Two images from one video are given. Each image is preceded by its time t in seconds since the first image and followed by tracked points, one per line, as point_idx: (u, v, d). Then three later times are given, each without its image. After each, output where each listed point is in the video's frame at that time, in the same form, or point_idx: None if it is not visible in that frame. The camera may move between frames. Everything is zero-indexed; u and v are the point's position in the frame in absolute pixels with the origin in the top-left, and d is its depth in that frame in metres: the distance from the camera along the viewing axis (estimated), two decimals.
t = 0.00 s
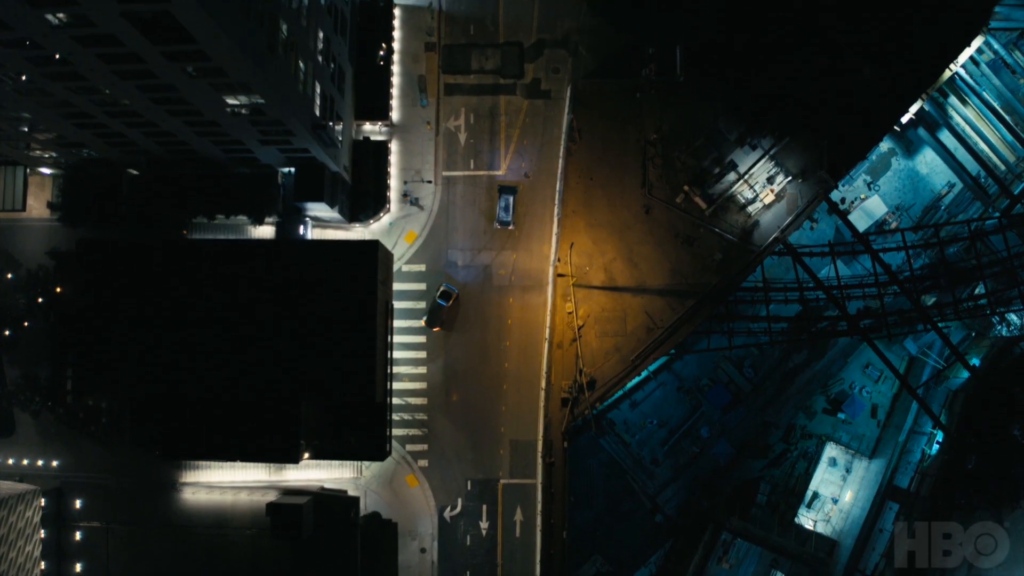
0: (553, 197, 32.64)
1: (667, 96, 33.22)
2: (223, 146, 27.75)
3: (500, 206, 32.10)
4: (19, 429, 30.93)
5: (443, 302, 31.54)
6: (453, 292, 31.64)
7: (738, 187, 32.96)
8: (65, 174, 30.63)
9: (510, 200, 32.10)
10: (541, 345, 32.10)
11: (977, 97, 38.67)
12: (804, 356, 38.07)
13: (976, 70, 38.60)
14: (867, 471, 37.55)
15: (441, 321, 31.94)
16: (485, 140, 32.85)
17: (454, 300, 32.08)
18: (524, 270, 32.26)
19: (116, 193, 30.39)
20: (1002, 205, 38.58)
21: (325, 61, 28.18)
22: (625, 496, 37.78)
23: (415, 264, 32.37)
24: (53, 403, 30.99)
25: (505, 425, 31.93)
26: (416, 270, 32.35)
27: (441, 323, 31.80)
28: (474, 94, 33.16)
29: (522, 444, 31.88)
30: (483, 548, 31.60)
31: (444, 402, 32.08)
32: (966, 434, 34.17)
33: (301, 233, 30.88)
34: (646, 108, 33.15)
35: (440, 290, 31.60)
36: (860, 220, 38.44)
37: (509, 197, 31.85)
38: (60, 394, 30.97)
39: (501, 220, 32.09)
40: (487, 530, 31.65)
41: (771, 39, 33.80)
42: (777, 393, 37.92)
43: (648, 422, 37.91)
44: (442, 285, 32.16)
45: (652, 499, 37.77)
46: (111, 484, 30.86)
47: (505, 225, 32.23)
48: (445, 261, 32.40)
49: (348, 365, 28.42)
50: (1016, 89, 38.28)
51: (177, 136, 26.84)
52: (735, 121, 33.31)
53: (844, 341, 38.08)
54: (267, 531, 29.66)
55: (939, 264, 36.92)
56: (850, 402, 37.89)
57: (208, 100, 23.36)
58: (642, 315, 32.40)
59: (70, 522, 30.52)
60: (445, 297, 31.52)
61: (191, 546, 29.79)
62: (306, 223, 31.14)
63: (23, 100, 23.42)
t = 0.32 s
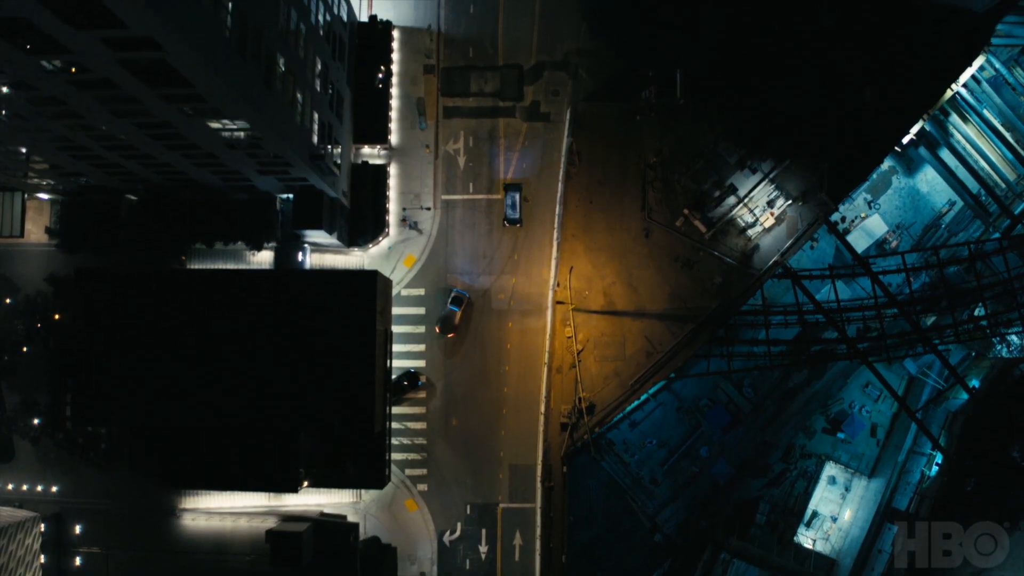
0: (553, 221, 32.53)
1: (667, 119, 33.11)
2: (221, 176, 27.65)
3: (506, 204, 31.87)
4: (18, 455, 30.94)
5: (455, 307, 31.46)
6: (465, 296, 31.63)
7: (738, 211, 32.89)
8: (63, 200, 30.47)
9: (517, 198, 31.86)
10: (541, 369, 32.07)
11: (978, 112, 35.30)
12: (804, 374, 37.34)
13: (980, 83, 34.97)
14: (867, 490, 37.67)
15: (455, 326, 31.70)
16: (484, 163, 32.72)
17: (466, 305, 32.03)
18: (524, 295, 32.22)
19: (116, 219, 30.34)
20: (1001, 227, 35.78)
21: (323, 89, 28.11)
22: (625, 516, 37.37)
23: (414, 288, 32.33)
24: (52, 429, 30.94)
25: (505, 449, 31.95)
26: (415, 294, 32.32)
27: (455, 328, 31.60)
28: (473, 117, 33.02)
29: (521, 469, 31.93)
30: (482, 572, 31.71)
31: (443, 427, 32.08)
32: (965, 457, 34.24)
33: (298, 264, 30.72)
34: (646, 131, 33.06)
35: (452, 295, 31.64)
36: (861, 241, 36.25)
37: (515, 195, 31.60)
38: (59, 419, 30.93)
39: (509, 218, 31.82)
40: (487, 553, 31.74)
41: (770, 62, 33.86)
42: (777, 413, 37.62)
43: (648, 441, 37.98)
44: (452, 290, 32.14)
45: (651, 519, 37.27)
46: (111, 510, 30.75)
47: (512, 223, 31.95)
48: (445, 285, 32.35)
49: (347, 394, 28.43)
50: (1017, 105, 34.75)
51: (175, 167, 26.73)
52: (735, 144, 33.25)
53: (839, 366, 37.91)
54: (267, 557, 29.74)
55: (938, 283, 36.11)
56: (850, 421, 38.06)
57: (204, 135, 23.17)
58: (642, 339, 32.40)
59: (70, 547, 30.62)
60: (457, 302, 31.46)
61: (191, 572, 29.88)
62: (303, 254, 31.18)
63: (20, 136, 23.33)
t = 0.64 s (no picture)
0: (551, 249, 32.44)
1: (666, 146, 33.01)
2: (219, 211, 27.55)
3: (512, 204, 31.71)
4: (18, 486, 30.96)
5: (462, 314, 31.36)
6: (472, 302, 31.53)
7: (737, 239, 32.79)
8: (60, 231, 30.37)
9: (521, 197, 31.67)
10: (540, 398, 32.07)
11: (978, 133, 34.03)
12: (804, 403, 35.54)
13: (977, 107, 34.04)
14: (865, 514, 36.39)
15: (463, 333, 31.69)
16: (483, 192, 32.63)
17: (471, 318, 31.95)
18: (522, 325, 32.20)
19: (114, 250, 30.29)
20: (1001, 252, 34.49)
21: (321, 121, 27.97)
22: (624, 538, 37.29)
23: (412, 316, 32.25)
24: (52, 460, 30.97)
25: (504, 479, 31.99)
26: (413, 323, 32.23)
27: (463, 334, 31.53)
28: (471, 144, 32.88)
29: (520, 498, 31.99)
30: None
31: (441, 457, 32.06)
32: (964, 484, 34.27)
33: (297, 296, 30.83)
34: (645, 159, 32.92)
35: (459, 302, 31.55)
36: (860, 264, 32.37)
37: (519, 194, 31.41)
38: (58, 450, 30.98)
39: (514, 217, 31.81)
40: None
41: (770, 89, 33.81)
42: (776, 436, 36.33)
43: (646, 464, 37.49)
44: (459, 298, 32.09)
45: (649, 544, 37.14)
46: (111, 540, 30.90)
47: (519, 222, 31.92)
48: (443, 313, 32.24)
49: (346, 428, 28.44)
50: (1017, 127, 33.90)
51: (172, 203, 26.64)
52: (735, 171, 33.15)
53: (838, 392, 35.72)
54: None
55: (937, 307, 34.80)
56: (849, 445, 36.34)
57: (201, 177, 23.06)
58: (640, 368, 32.42)
59: None
60: (464, 309, 31.35)
61: None
62: (303, 286, 31.32)
63: (17, 177, 23.27)
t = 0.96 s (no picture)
0: (549, 284, 32.36)
1: (666, 180, 32.89)
2: (216, 253, 27.46)
3: (515, 207, 31.92)
4: (17, 523, 31.02)
5: (470, 325, 31.38)
6: (479, 312, 31.60)
7: (737, 274, 32.68)
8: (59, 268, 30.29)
9: (525, 201, 31.85)
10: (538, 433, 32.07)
11: (977, 160, 33.45)
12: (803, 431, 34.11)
13: (977, 134, 33.48)
14: (864, 543, 35.24)
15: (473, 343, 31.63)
16: (481, 226, 32.50)
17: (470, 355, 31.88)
18: (520, 361, 32.11)
19: (113, 288, 30.20)
20: (1000, 283, 33.43)
21: (318, 163, 27.80)
22: None
23: (410, 352, 32.22)
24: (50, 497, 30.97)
25: (502, 514, 32.02)
26: (412, 359, 32.21)
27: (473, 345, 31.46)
28: (469, 178, 32.73)
29: (519, 534, 32.01)
30: None
31: (440, 492, 32.05)
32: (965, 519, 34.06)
33: (296, 335, 30.96)
34: (644, 193, 32.77)
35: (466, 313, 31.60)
36: (861, 294, 32.54)
37: (524, 198, 31.61)
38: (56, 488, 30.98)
39: (518, 221, 31.87)
40: None
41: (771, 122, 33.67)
42: (778, 464, 35.09)
43: (645, 494, 35.98)
44: (464, 308, 32.08)
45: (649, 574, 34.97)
46: None
47: (521, 224, 31.96)
48: (441, 349, 32.20)
49: (345, 470, 28.38)
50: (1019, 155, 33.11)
51: (169, 247, 26.55)
52: (734, 206, 33.04)
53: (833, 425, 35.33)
54: None
55: (936, 339, 34.47)
56: (848, 474, 36.08)
57: (196, 229, 22.94)
58: (639, 404, 32.38)
59: None
60: (472, 319, 31.41)
61: None
62: (302, 324, 31.48)
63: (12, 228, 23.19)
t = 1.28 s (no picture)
0: (548, 322, 32.29)
1: (665, 216, 32.78)
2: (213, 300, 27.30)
3: (517, 212, 31.96)
4: (17, 563, 31.05)
5: (476, 334, 31.59)
6: (484, 321, 31.80)
7: (736, 311, 32.58)
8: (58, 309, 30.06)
9: (526, 205, 31.92)
10: (537, 470, 32.12)
11: (977, 190, 33.91)
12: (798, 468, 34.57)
13: (979, 164, 33.76)
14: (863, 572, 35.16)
15: (480, 353, 31.79)
16: (480, 264, 32.44)
17: (470, 394, 32.02)
18: (519, 399, 32.12)
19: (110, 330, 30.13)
20: (1000, 313, 34.19)
21: (315, 208, 27.61)
22: None
23: (409, 390, 32.23)
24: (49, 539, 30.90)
25: (501, 552, 32.01)
26: (411, 397, 32.22)
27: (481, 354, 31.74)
28: (468, 216, 32.60)
29: (518, 571, 32.01)
30: None
31: (439, 530, 32.11)
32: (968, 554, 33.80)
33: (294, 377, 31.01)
34: (644, 230, 32.67)
35: (470, 323, 31.82)
36: (860, 323, 33.04)
37: (525, 201, 31.73)
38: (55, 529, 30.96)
39: (519, 225, 31.87)
40: None
41: (772, 157, 33.55)
42: (775, 494, 35.19)
43: (644, 525, 35.40)
44: (470, 318, 32.21)
45: None
46: None
47: (523, 229, 31.96)
48: (440, 387, 32.23)
49: (345, 514, 28.40)
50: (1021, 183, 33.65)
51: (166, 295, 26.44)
52: (734, 242, 32.93)
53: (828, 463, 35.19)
54: None
55: (937, 372, 34.33)
56: (847, 504, 35.59)
57: (194, 287, 22.82)
58: (638, 442, 32.36)
59: None
60: (478, 329, 31.62)
61: None
62: (298, 366, 31.52)
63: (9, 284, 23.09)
